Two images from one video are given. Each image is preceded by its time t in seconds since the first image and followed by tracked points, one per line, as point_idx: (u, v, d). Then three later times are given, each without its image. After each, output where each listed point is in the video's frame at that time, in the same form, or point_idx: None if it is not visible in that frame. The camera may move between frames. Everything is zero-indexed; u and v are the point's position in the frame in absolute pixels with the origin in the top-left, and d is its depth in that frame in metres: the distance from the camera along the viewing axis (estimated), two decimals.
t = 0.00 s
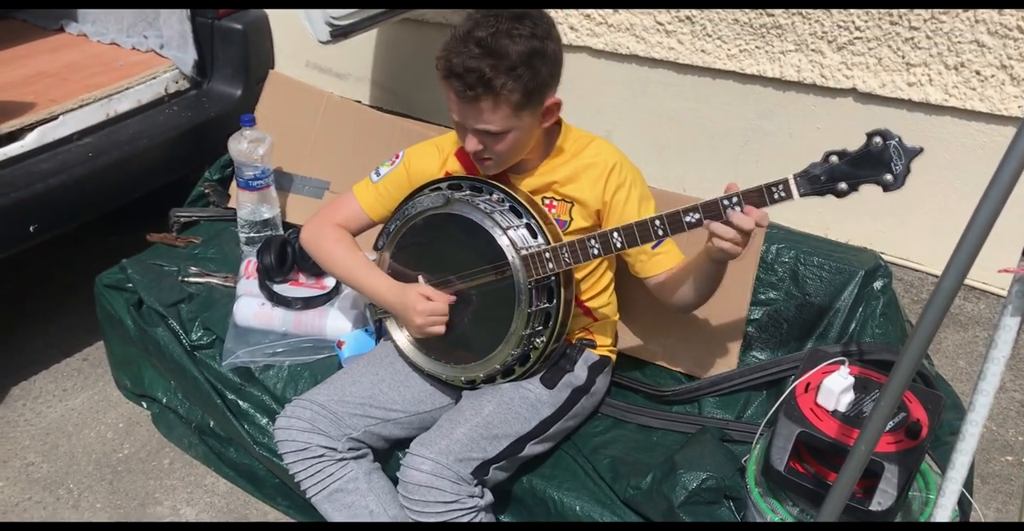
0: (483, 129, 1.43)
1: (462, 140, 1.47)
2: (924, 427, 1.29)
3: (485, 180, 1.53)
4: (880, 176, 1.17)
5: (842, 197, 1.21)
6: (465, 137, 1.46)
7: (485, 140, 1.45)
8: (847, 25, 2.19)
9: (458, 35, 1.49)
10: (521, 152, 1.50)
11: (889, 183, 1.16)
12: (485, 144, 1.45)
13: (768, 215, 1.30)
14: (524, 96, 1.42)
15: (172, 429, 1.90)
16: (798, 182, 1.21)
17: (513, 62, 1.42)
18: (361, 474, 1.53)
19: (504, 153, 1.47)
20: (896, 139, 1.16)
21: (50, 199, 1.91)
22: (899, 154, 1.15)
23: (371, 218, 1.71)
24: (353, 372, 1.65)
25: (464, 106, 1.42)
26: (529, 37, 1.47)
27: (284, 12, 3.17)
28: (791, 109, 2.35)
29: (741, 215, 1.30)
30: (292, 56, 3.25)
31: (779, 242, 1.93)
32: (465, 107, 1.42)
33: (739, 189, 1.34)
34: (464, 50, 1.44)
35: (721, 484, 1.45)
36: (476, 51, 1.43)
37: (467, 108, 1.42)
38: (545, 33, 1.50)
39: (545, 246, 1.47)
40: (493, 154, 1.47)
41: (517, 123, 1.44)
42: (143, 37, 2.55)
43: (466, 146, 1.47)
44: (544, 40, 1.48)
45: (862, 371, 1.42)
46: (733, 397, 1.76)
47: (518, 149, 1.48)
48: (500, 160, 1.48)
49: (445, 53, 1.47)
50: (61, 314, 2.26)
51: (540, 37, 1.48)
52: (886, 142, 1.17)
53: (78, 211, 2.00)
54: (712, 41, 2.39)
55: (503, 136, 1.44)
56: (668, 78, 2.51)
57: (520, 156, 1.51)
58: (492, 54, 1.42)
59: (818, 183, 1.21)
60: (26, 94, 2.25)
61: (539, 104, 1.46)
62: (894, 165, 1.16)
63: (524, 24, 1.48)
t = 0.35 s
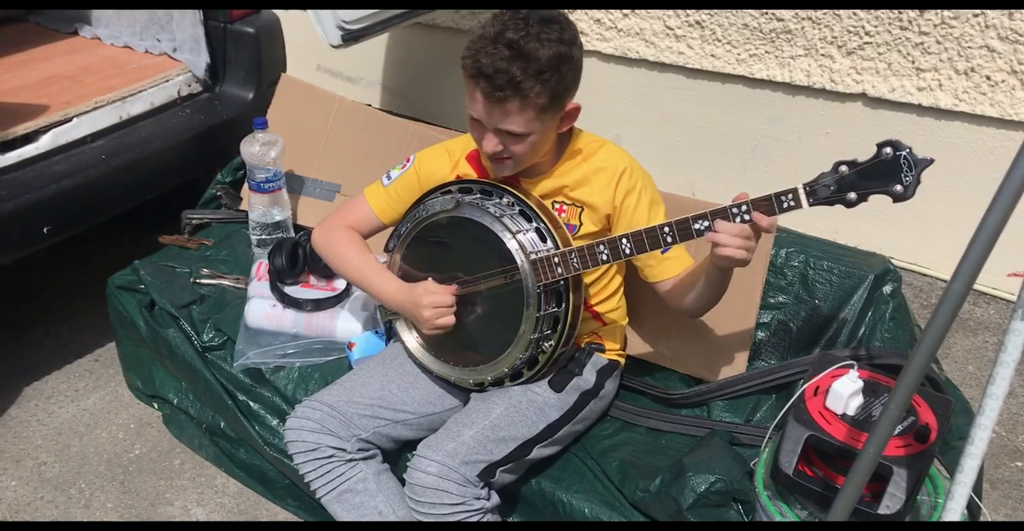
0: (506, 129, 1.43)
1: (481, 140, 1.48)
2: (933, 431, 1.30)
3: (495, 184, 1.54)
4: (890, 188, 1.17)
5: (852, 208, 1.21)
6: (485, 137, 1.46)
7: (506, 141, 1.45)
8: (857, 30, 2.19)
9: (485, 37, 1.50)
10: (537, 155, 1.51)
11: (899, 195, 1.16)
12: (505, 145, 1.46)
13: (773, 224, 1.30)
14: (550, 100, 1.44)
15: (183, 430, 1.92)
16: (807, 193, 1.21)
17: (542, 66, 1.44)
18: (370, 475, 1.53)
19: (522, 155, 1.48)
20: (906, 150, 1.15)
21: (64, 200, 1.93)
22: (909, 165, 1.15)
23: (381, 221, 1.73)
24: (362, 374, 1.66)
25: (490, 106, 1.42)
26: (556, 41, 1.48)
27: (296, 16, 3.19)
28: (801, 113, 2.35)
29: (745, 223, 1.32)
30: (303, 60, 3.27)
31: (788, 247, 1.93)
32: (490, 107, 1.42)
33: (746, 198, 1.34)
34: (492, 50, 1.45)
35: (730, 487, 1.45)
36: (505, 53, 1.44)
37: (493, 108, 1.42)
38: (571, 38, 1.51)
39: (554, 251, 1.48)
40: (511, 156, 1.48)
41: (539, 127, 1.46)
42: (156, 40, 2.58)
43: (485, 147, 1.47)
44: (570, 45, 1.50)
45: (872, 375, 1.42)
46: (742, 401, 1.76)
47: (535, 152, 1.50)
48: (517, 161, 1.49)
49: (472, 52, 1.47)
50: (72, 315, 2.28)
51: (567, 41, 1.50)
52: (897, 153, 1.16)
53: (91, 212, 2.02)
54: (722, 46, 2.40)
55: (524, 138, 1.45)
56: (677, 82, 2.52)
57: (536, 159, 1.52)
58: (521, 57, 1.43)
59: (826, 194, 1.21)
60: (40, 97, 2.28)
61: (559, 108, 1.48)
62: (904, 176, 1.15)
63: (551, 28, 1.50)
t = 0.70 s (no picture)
0: (537, 125, 1.44)
1: (507, 138, 1.47)
2: (936, 435, 1.29)
3: (497, 189, 1.54)
4: (890, 185, 1.17)
5: (852, 204, 1.21)
6: (515, 135, 1.46)
7: (535, 138, 1.46)
8: (861, 35, 2.19)
9: (506, 32, 1.49)
10: (555, 153, 1.53)
11: (899, 191, 1.16)
12: (533, 142, 1.46)
13: (777, 221, 1.29)
14: (577, 92, 1.47)
15: (186, 434, 1.92)
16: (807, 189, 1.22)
17: (569, 58, 1.46)
18: (372, 478, 1.53)
19: (546, 151, 1.49)
20: (905, 146, 1.15)
21: (70, 205, 1.93)
22: (910, 162, 1.15)
23: (384, 226, 1.73)
24: (364, 378, 1.66)
25: (525, 101, 1.42)
26: (574, 32, 1.50)
27: (301, 21, 3.21)
28: (804, 119, 2.35)
29: (749, 222, 1.31)
30: (308, 65, 3.29)
31: (790, 251, 1.93)
32: (525, 103, 1.42)
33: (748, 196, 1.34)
34: (518, 46, 1.45)
35: (732, 491, 1.44)
36: (534, 47, 1.44)
37: (528, 104, 1.42)
38: (584, 29, 1.54)
39: (556, 254, 1.48)
40: (536, 153, 1.49)
41: (566, 120, 1.48)
42: (161, 46, 2.60)
43: (514, 145, 1.46)
44: (586, 37, 1.53)
45: (874, 379, 1.42)
46: (744, 405, 1.75)
47: (556, 149, 1.51)
48: (540, 158, 1.50)
49: (497, 49, 1.46)
50: (76, 319, 2.29)
51: (581, 32, 1.52)
52: (896, 150, 1.16)
53: (96, 217, 2.03)
54: (726, 51, 2.40)
55: (553, 134, 1.47)
56: (680, 87, 2.52)
57: (554, 157, 1.54)
58: (549, 50, 1.44)
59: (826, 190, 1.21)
60: (46, 102, 2.29)
61: (580, 101, 1.50)
62: (904, 173, 1.15)
63: (566, 21, 1.52)
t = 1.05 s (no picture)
0: (543, 125, 1.44)
1: (512, 139, 1.47)
2: (935, 441, 1.29)
3: (499, 192, 1.53)
4: (891, 191, 1.18)
5: (854, 211, 1.21)
6: (521, 135, 1.46)
7: (541, 139, 1.46)
8: (861, 41, 2.20)
9: (511, 32, 1.49)
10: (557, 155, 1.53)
11: (901, 198, 1.17)
12: (539, 143, 1.47)
13: (779, 227, 1.31)
14: (582, 93, 1.48)
15: (185, 438, 1.92)
16: (809, 196, 1.21)
17: (575, 59, 1.46)
18: (371, 483, 1.53)
19: (550, 153, 1.49)
20: (907, 154, 1.16)
21: (69, 208, 1.93)
22: (911, 169, 1.15)
23: (385, 230, 1.73)
24: (363, 382, 1.66)
25: (532, 101, 1.42)
26: (578, 33, 1.51)
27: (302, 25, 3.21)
28: (804, 124, 2.35)
29: (748, 228, 1.32)
30: (308, 69, 3.29)
31: (790, 256, 1.93)
32: (532, 103, 1.42)
33: (748, 202, 1.34)
34: (525, 46, 1.45)
35: (730, 497, 1.44)
36: (540, 47, 1.44)
37: (535, 104, 1.43)
38: (587, 30, 1.54)
39: (557, 258, 1.48)
40: (541, 154, 1.49)
41: (571, 121, 1.48)
42: (162, 49, 2.60)
43: (520, 146, 1.47)
44: (590, 38, 1.54)
45: (873, 385, 1.42)
46: (743, 410, 1.75)
47: (559, 151, 1.51)
48: (545, 160, 1.51)
49: (503, 49, 1.46)
50: (76, 322, 2.29)
51: (585, 32, 1.52)
52: (898, 157, 1.16)
53: (96, 220, 2.03)
54: (726, 56, 2.41)
55: (558, 135, 1.47)
56: (681, 92, 2.52)
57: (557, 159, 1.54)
58: (556, 50, 1.45)
59: (828, 197, 1.21)
60: (46, 105, 2.30)
61: (584, 103, 1.51)
62: (906, 180, 1.16)
63: (570, 21, 1.52)
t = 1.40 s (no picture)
0: (532, 126, 1.44)
1: (502, 140, 1.47)
2: (927, 447, 1.29)
3: (489, 199, 1.54)
4: (878, 192, 1.18)
5: (840, 213, 1.21)
6: (510, 137, 1.46)
7: (530, 140, 1.46)
8: (855, 47, 2.20)
9: (501, 34, 1.50)
10: (548, 159, 1.53)
11: (886, 199, 1.16)
12: (528, 144, 1.46)
13: (764, 231, 1.29)
14: (572, 95, 1.47)
15: (178, 444, 1.91)
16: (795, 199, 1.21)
17: (564, 60, 1.46)
18: (364, 489, 1.53)
19: (540, 155, 1.49)
20: (893, 154, 1.15)
21: (62, 214, 1.93)
22: (896, 170, 1.15)
23: (379, 237, 1.73)
24: (356, 389, 1.66)
25: (520, 102, 1.42)
26: (568, 36, 1.51)
27: (297, 31, 3.22)
28: (799, 130, 2.36)
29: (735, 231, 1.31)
30: (303, 74, 3.29)
31: (784, 262, 1.94)
32: (520, 103, 1.42)
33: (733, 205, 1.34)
34: (515, 48, 1.45)
35: (723, 503, 1.43)
36: (529, 48, 1.45)
37: (523, 104, 1.43)
38: (578, 33, 1.54)
39: (546, 263, 1.48)
40: (530, 157, 1.48)
41: (561, 123, 1.48)
42: (157, 55, 2.60)
43: (509, 147, 1.46)
44: (581, 41, 1.54)
45: (866, 391, 1.42)
46: (736, 417, 1.75)
47: (550, 153, 1.51)
48: (535, 163, 1.50)
49: (492, 50, 1.47)
50: (69, 328, 2.28)
51: (575, 35, 1.53)
52: (884, 157, 1.16)
53: (89, 226, 2.03)
54: (721, 62, 2.41)
55: (547, 136, 1.47)
56: (676, 98, 2.53)
57: (548, 162, 1.54)
58: (545, 52, 1.45)
59: (815, 198, 1.21)
60: (40, 110, 2.29)
61: (574, 106, 1.51)
62: (892, 180, 1.15)
63: (561, 24, 1.53)
